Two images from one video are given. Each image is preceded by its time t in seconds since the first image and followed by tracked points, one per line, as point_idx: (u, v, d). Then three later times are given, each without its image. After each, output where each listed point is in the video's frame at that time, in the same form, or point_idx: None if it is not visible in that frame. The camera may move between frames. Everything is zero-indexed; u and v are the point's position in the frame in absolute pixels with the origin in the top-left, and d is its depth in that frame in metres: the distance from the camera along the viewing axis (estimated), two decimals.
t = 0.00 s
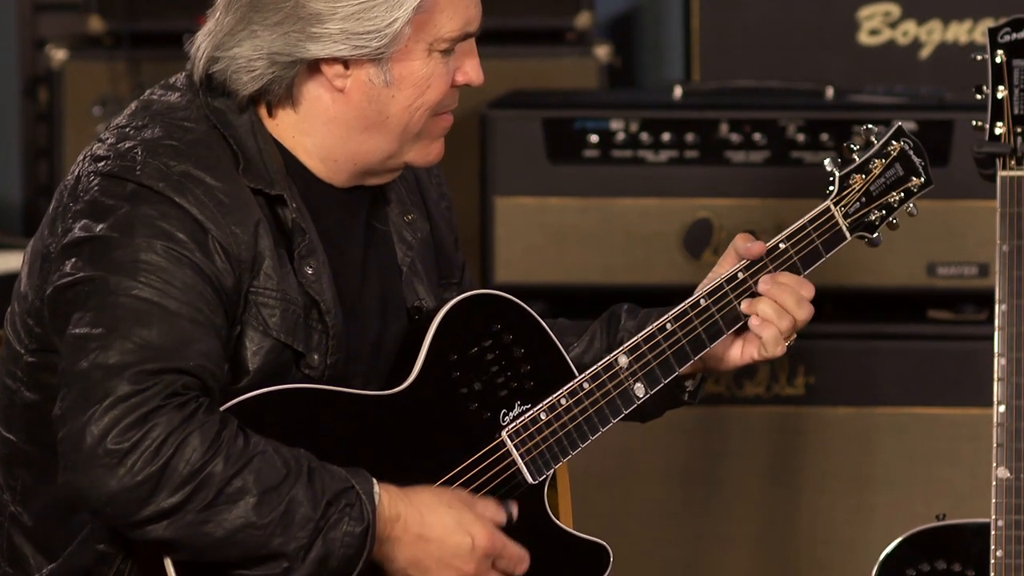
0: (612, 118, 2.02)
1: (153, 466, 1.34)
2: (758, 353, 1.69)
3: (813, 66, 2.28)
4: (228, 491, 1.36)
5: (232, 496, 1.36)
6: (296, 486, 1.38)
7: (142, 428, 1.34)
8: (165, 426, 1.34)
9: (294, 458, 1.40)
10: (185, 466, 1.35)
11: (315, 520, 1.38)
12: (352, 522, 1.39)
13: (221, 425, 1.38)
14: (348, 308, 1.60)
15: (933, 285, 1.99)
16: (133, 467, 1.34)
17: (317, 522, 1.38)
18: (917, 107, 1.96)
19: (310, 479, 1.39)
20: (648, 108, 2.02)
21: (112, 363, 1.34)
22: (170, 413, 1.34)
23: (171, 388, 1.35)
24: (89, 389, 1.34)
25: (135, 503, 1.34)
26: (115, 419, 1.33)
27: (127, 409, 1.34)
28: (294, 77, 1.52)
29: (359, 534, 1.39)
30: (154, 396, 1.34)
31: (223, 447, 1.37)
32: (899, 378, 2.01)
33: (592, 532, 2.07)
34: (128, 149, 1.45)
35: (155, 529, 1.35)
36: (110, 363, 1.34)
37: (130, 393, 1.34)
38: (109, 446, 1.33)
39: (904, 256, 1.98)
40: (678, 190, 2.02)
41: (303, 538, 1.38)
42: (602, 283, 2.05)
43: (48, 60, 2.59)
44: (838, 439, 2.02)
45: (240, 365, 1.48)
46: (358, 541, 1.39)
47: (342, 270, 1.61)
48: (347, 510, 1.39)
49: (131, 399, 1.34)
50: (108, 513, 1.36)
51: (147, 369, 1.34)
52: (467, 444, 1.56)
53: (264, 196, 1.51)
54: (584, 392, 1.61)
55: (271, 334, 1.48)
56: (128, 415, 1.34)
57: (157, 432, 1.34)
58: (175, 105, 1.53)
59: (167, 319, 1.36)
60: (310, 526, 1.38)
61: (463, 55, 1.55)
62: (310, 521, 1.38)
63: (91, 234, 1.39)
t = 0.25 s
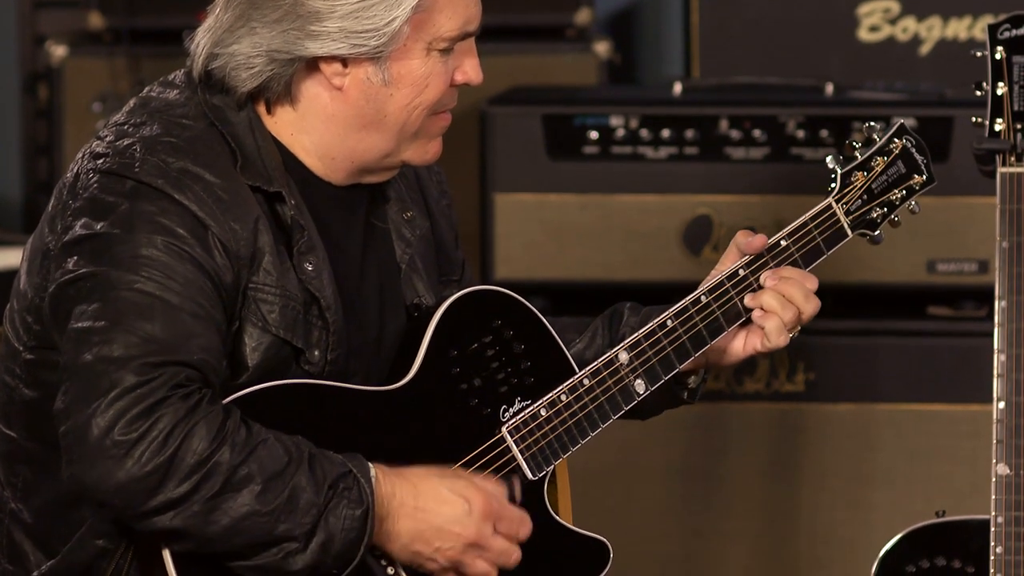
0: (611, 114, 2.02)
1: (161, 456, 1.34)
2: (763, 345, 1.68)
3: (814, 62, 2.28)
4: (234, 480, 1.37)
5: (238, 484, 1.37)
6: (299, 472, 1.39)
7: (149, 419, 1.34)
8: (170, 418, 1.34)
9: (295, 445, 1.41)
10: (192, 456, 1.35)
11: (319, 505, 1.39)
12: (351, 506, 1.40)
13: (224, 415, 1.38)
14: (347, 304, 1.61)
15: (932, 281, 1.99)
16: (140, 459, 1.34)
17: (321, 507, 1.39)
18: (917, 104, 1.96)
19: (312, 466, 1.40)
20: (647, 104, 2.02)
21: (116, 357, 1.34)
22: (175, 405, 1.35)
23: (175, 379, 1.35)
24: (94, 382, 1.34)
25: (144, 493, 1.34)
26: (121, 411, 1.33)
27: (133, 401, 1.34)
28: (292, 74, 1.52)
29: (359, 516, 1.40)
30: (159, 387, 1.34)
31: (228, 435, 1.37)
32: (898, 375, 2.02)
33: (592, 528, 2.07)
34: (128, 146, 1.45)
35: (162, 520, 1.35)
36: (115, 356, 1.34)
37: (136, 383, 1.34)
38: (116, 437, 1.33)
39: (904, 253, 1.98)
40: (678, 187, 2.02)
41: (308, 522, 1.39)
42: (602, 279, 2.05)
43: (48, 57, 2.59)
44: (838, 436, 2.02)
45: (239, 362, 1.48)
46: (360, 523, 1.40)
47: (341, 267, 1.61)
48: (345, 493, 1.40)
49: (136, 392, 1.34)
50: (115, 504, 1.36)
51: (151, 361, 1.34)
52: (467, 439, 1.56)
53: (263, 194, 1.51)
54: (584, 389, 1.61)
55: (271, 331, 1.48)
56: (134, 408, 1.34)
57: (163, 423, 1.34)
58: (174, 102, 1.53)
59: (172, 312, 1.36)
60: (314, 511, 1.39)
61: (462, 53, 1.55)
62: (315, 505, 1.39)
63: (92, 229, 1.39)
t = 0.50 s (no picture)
0: (611, 111, 2.02)
1: (161, 456, 1.34)
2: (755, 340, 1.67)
3: (814, 59, 2.28)
4: (233, 478, 1.37)
5: (237, 482, 1.37)
6: (297, 467, 1.39)
7: (149, 419, 1.34)
8: (171, 417, 1.34)
9: (293, 441, 1.41)
10: (192, 456, 1.36)
11: (317, 500, 1.39)
12: (349, 498, 1.40)
13: (224, 414, 1.38)
14: (348, 302, 1.61)
15: (932, 279, 1.99)
16: (140, 459, 1.34)
17: (319, 501, 1.39)
18: (917, 101, 1.96)
19: (310, 460, 1.40)
20: (647, 102, 2.01)
21: (115, 357, 1.34)
22: (175, 404, 1.35)
23: (174, 379, 1.36)
24: (94, 382, 1.34)
25: (144, 494, 1.34)
26: (120, 411, 1.34)
27: (133, 401, 1.34)
28: (294, 73, 1.52)
29: (358, 510, 1.40)
30: (159, 387, 1.34)
31: (227, 433, 1.37)
32: (898, 372, 2.02)
33: (593, 527, 2.07)
34: (129, 145, 1.46)
35: (163, 519, 1.36)
36: (114, 356, 1.34)
37: (135, 384, 1.34)
38: (116, 437, 1.33)
39: (904, 250, 1.98)
40: (678, 184, 2.02)
41: (308, 517, 1.39)
42: (602, 276, 2.05)
43: (48, 54, 2.59)
44: (839, 433, 2.02)
45: (241, 362, 1.48)
46: (358, 515, 1.40)
47: (343, 265, 1.61)
48: (342, 486, 1.40)
49: (136, 392, 1.34)
50: (116, 504, 1.36)
51: (150, 362, 1.34)
52: (467, 436, 1.57)
53: (265, 194, 1.51)
54: (583, 386, 1.61)
55: (271, 332, 1.48)
56: (133, 408, 1.34)
57: (163, 423, 1.34)
58: (176, 100, 1.53)
59: (170, 312, 1.36)
60: (313, 506, 1.39)
61: (464, 53, 1.55)
62: (314, 499, 1.39)
63: (92, 229, 1.39)
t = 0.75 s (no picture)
0: (611, 109, 2.02)
1: (160, 455, 1.35)
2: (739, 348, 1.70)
3: (814, 57, 2.27)
4: (232, 477, 1.37)
5: (236, 480, 1.37)
6: (295, 464, 1.39)
7: (148, 419, 1.34)
8: (170, 416, 1.34)
9: (291, 439, 1.41)
10: (191, 454, 1.36)
11: (316, 497, 1.39)
12: (348, 494, 1.40)
13: (222, 412, 1.38)
14: (348, 299, 1.61)
15: (933, 276, 1.99)
16: (139, 459, 1.34)
17: (318, 499, 1.40)
18: (917, 98, 1.96)
19: (308, 456, 1.40)
20: (647, 99, 2.01)
21: (115, 357, 1.34)
22: (174, 404, 1.35)
23: (173, 379, 1.36)
24: (93, 383, 1.34)
25: (144, 494, 1.35)
26: (120, 412, 1.34)
27: (132, 400, 1.34)
28: (294, 70, 1.52)
29: (356, 506, 1.40)
30: (159, 386, 1.34)
31: (226, 432, 1.37)
32: (898, 369, 2.02)
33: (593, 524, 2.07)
34: (129, 142, 1.46)
35: (163, 518, 1.36)
36: (114, 356, 1.34)
37: (134, 384, 1.34)
38: (116, 437, 1.33)
39: (905, 248, 1.98)
40: (679, 181, 2.02)
41: (307, 515, 1.39)
42: (602, 274, 2.06)
43: (48, 52, 2.59)
44: (839, 429, 2.02)
45: (240, 361, 1.48)
46: (357, 512, 1.40)
47: (343, 264, 1.61)
48: (341, 481, 1.40)
49: (135, 391, 1.34)
50: (115, 504, 1.36)
51: (149, 361, 1.34)
52: (466, 434, 1.57)
53: (265, 193, 1.51)
54: (578, 382, 1.61)
55: (270, 332, 1.48)
56: (133, 407, 1.34)
57: (163, 422, 1.34)
58: (178, 98, 1.53)
59: (170, 312, 1.36)
60: (312, 503, 1.39)
61: (465, 53, 1.55)
62: (313, 496, 1.39)
63: (91, 227, 1.39)
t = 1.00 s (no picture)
0: (611, 104, 2.02)
1: (163, 452, 1.35)
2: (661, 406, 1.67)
3: (814, 52, 2.27)
4: (233, 473, 1.37)
5: (238, 476, 1.38)
6: (298, 460, 1.40)
7: (150, 416, 1.34)
8: (172, 413, 1.34)
9: (292, 435, 1.42)
10: (193, 451, 1.36)
11: (318, 492, 1.40)
12: (350, 490, 1.41)
13: (223, 409, 1.39)
14: (348, 295, 1.61)
15: (933, 271, 1.99)
16: (141, 455, 1.34)
17: (320, 494, 1.40)
18: (917, 93, 1.96)
19: (310, 452, 1.41)
20: (648, 94, 2.02)
21: (117, 354, 1.34)
22: (176, 400, 1.35)
23: (175, 376, 1.36)
24: (94, 379, 1.34)
25: (147, 490, 1.35)
26: (122, 409, 1.34)
27: (134, 397, 1.34)
28: (295, 67, 1.52)
29: (358, 502, 1.41)
30: (160, 383, 1.35)
31: (227, 428, 1.38)
32: (898, 364, 2.02)
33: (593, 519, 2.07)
34: (131, 138, 1.46)
35: (165, 514, 1.36)
36: (116, 353, 1.34)
37: (136, 381, 1.34)
38: (118, 435, 1.34)
39: (905, 242, 1.99)
40: (679, 176, 2.02)
41: (308, 511, 1.39)
42: (602, 269, 2.06)
43: (48, 47, 2.59)
44: (839, 424, 2.03)
45: (241, 357, 1.48)
46: (359, 508, 1.41)
47: (344, 260, 1.61)
48: (342, 478, 1.41)
49: (137, 388, 1.34)
50: (116, 500, 1.36)
51: (151, 359, 1.35)
52: (467, 429, 1.57)
53: (266, 189, 1.51)
54: (580, 376, 1.61)
55: (271, 328, 1.48)
56: (134, 404, 1.34)
57: (165, 419, 1.35)
58: (179, 93, 1.53)
59: (172, 309, 1.36)
60: (314, 499, 1.40)
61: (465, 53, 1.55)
62: (314, 492, 1.39)
63: (92, 223, 1.39)
